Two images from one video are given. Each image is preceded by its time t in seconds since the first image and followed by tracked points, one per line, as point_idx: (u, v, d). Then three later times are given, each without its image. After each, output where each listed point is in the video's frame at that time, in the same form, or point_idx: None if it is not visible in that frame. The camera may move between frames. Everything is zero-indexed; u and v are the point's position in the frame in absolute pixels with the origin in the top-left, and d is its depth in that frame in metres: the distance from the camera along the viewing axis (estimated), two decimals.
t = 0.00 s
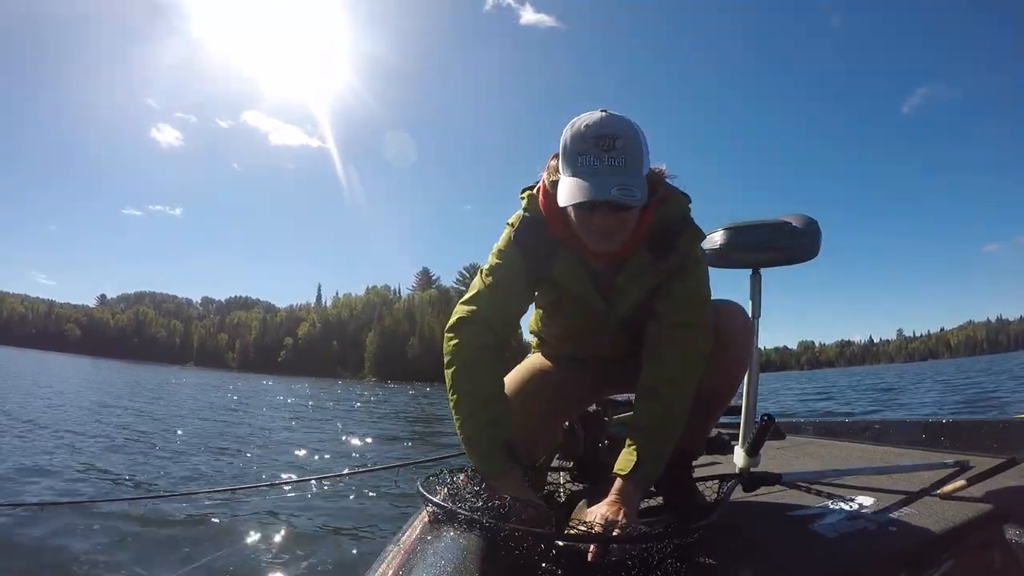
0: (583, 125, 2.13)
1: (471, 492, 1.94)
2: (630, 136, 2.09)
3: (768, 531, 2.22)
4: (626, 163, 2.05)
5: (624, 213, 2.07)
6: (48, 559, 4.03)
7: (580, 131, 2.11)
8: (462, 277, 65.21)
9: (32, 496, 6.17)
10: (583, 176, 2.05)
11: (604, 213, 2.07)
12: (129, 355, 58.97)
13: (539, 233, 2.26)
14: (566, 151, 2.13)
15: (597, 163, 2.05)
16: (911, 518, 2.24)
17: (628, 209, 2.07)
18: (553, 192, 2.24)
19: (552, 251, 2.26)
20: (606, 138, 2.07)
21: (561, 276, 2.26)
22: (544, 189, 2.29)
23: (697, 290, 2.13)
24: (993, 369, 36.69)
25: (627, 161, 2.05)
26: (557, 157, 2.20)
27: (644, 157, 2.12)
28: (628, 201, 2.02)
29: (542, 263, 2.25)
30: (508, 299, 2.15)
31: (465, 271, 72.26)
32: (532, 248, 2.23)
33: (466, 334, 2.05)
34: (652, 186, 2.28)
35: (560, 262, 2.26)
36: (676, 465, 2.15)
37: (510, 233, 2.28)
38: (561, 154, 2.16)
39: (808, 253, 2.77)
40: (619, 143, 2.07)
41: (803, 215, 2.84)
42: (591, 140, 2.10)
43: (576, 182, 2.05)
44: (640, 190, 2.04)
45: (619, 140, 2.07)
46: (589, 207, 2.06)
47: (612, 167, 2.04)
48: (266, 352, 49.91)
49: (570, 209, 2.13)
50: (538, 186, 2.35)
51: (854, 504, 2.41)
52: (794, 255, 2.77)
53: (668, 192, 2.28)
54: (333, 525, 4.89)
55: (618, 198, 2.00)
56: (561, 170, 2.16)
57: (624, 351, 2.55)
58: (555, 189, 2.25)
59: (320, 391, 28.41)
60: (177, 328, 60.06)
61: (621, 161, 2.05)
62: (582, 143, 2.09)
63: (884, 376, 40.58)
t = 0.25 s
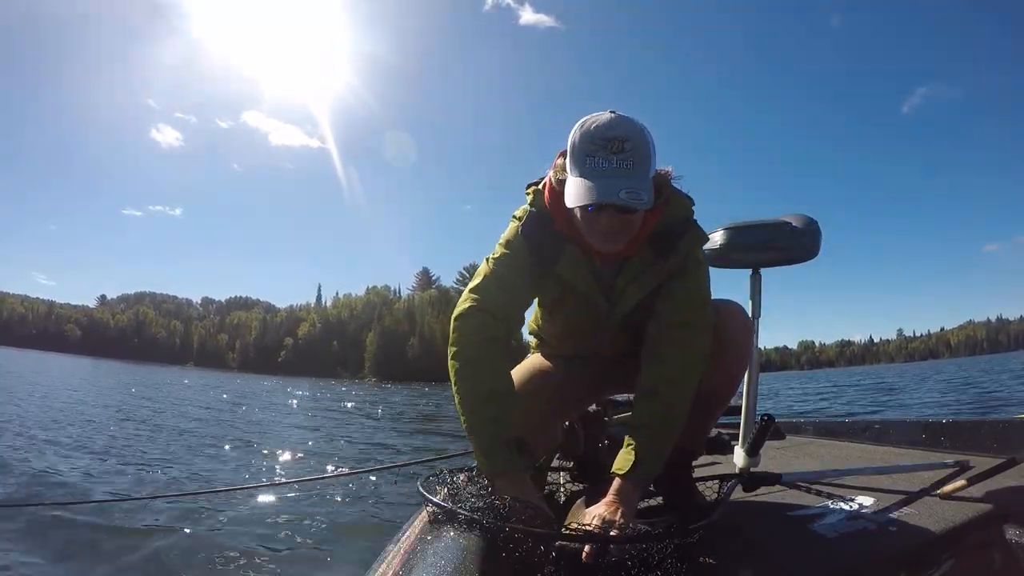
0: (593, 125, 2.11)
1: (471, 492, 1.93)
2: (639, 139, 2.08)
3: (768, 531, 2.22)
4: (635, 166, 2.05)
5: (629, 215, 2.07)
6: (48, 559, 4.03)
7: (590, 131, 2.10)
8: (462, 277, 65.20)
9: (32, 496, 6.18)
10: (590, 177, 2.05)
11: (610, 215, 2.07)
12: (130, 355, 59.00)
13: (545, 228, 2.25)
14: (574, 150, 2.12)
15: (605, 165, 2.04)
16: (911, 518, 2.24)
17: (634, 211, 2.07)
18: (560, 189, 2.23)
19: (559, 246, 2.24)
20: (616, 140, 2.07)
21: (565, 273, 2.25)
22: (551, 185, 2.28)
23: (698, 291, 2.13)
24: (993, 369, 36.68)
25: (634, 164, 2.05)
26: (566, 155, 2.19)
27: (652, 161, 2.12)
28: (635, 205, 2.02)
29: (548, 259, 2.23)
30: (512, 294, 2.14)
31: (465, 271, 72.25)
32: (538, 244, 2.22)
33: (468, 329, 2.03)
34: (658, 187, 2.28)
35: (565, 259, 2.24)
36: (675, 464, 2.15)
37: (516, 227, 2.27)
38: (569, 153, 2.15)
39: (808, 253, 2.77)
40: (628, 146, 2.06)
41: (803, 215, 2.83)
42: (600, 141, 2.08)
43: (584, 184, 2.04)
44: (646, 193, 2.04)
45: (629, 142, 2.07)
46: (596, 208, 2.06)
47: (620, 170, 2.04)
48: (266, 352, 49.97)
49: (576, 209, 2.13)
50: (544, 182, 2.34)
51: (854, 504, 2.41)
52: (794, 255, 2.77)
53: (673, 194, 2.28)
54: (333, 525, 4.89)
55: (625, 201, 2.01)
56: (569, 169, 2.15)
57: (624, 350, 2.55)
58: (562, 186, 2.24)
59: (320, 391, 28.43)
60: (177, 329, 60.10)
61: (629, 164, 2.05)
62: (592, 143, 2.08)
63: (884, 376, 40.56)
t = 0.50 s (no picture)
0: (599, 127, 2.12)
1: (471, 491, 1.93)
2: (643, 141, 2.09)
3: (768, 531, 2.22)
4: (639, 168, 2.06)
5: (632, 214, 2.07)
6: (48, 559, 4.04)
7: (595, 132, 2.11)
8: (462, 278, 65.24)
9: (33, 496, 6.19)
10: (595, 176, 2.05)
11: (612, 213, 2.07)
12: (130, 356, 59.05)
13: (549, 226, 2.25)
14: (577, 151, 2.13)
15: (609, 166, 2.05)
16: (911, 518, 2.23)
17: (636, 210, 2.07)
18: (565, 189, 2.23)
19: (562, 244, 2.23)
20: (620, 141, 2.08)
21: (568, 271, 2.24)
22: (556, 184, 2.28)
23: (698, 291, 2.13)
24: (994, 369, 36.68)
25: (638, 164, 2.06)
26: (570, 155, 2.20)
27: (654, 164, 2.12)
28: (638, 203, 2.02)
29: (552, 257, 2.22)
30: (516, 293, 2.13)
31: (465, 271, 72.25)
32: (543, 241, 2.22)
33: (476, 331, 2.03)
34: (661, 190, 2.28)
35: (569, 258, 2.23)
36: (675, 464, 2.15)
37: (521, 225, 2.27)
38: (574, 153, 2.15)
39: (809, 252, 2.77)
40: (632, 147, 2.07)
41: (803, 215, 2.83)
42: (605, 142, 2.09)
43: (589, 183, 2.04)
44: (649, 192, 2.04)
45: (632, 144, 2.07)
46: (599, 208, 2.06)
47: (624, 171, 2.04)
48: (266, 352, 50.00)
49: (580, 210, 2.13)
50: (549, 181, 2.35)
51: (854, 504, 2.42)
52: (794, 254, 2.77)
53: (675, 195, 2.28)
54: (333, 525, 4.89)
55: (629, 202, 2.01)
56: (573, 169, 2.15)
57: (625, 350, 2.55)
58: (566, 186, 2.24)
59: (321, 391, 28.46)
60: (178, 329, 60.16)
61: (633, 165, 2.05)
62: (597, 143, 2.08)
63: (884, 377, 40.56)
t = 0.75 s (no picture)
0: (605, 126, 2.10)
1: (472, 491, 1.93)
2: (648, 141, 2.08)
3: (768, 530, 2.22)
4: (643, 168, 2.05)
5: (635, 213, 2.07)
6: (48, 559, 4.03)
7: (601, 131, 2.09)
8: (462, 278, 65.23)
9: (32, 496, 6.18)
10: (600, 176, 2.04)
11: (615, 214, 2.06)
12: (131, 355, 59.02)
13: (552, 226, 2.25)
14: (582, 150, 2.13)
15: (614, 165, 2.04)
16: (911, 518, 2.23)
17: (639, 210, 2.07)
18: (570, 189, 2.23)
19: (564, 243, 2.23)
20: (625, 141, 2.07)
21: (571, 271, 2.23)
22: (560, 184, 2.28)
23: (697, 291, 2.14)
24: (994, 369, 36.65)
25: (642, 165, 2.05)
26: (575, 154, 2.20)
27: (659, 164, 2.11)
28: (642, 203, 2.02)
29: (554, 256, 2.22)
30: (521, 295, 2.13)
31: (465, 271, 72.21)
32: (547, 240, 2.22)
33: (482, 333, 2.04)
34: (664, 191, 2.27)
35: (570, 258, 2.23)
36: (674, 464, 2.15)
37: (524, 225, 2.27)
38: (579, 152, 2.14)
39: (810, 252, 2.76)
40: (637, 147, 2.06)
41: (803, 215, 2.83)
42: (611, 141, 2.08)
43: (594, 183, 2.04)
44: (653, 193, 2.03)
45: (638, 144, 2.06)
46: (603, 206, 2.06)
47: (629, 171, 2.03)
48: (266, 352, 49.96)
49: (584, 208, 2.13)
50: (552, 180, 2.35)
51: (853, 504, 2.41)
52: (794, 255, 2.77)
53: (677, 196, 2.28)
54: (333, 525, 4.89)
55: (634, 202, 2.01)
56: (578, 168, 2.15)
57: (625, 351, 2.55)
58: (571, 185, 2.24)
59: (322, 391, 28.44)
60: (178, 328, 60.14)
61: (638, 165, 2.05)
62: (602, 142, 2.08)
63: (884, 376, 40.52)
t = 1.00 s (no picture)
0: (607, 132, 2.09)
1: (473, 492, 1.93)
2: (654, 148, 2.07)
3: (768, 531, 2.21)
4: (647, 173, 2.04)
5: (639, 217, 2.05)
6: (48, 559, 4.03)
7: (604, 138, 2.09)
8: (462, 278, 65.28)
9: (32, 496, 6.18)
10: (605, 180, 2.03)
11: (620, 218, 2.05)
12: (132, 355, 58.96)
13: (555, 230, 2.24)
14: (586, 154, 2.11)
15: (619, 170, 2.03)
16: (912, 518, 2.23)
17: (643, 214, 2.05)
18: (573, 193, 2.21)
19: (566, 246, 2.22)
20: (631, 146, 2.05)
21: (572, 274, 2.23)
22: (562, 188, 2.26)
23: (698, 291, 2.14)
24: (995, 369, 36.62)
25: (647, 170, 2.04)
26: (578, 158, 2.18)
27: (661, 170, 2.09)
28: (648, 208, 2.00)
29: (556, 260, 2.22)
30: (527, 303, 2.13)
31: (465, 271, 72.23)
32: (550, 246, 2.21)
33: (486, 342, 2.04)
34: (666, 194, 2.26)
35: (571, 261, 2.22)
36: (675, 463, 2.15)
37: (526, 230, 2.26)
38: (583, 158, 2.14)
39: (811, 251, 2.77)
40: (643, 153, 2.05)
41: (804, 215, 2.83)
42: (615, 147, 2.07)
43: (599, 188, 2.02)
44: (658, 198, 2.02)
45: (643, 151, 2.06)
46: (608, 212, 2.05)
47: (633, 176, 2.02)
48: (267, 352, 49.93)
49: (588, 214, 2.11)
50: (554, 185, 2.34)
51: (854, 504, 2.41)
52: (795, 254, 2.77)
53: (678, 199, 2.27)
54: (333, 524, 4.89)
55: (641, 208, 1.98)
56: (582, 174, 2.13)
57: (625, 350, 2.55)
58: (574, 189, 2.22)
59: (322, 391, 28.43)
60: (179, 328, 60.11)
61: (642, 170, 2.04)
62: (607, 147, 2.06)
63: (885, 376, 40.49)
